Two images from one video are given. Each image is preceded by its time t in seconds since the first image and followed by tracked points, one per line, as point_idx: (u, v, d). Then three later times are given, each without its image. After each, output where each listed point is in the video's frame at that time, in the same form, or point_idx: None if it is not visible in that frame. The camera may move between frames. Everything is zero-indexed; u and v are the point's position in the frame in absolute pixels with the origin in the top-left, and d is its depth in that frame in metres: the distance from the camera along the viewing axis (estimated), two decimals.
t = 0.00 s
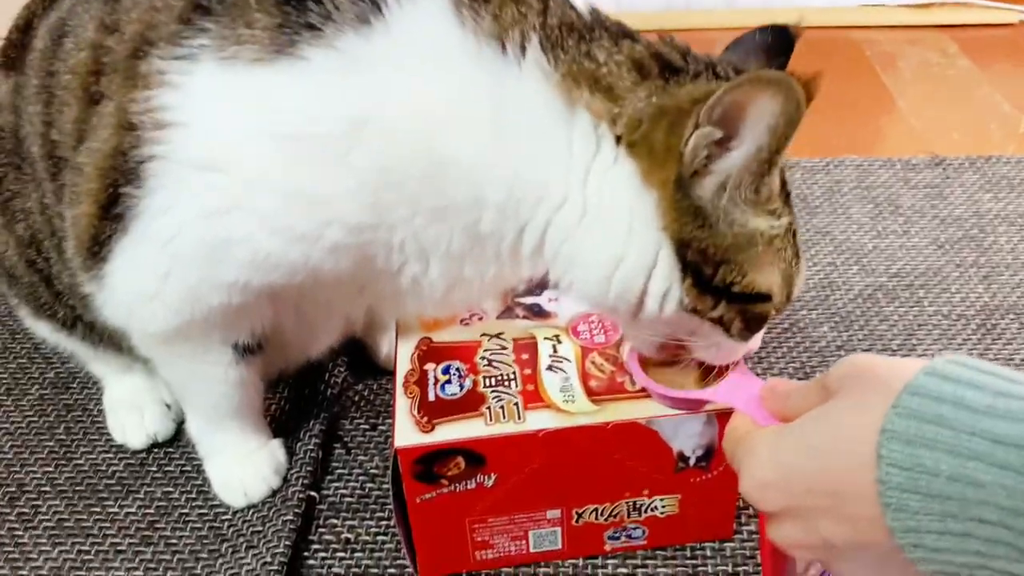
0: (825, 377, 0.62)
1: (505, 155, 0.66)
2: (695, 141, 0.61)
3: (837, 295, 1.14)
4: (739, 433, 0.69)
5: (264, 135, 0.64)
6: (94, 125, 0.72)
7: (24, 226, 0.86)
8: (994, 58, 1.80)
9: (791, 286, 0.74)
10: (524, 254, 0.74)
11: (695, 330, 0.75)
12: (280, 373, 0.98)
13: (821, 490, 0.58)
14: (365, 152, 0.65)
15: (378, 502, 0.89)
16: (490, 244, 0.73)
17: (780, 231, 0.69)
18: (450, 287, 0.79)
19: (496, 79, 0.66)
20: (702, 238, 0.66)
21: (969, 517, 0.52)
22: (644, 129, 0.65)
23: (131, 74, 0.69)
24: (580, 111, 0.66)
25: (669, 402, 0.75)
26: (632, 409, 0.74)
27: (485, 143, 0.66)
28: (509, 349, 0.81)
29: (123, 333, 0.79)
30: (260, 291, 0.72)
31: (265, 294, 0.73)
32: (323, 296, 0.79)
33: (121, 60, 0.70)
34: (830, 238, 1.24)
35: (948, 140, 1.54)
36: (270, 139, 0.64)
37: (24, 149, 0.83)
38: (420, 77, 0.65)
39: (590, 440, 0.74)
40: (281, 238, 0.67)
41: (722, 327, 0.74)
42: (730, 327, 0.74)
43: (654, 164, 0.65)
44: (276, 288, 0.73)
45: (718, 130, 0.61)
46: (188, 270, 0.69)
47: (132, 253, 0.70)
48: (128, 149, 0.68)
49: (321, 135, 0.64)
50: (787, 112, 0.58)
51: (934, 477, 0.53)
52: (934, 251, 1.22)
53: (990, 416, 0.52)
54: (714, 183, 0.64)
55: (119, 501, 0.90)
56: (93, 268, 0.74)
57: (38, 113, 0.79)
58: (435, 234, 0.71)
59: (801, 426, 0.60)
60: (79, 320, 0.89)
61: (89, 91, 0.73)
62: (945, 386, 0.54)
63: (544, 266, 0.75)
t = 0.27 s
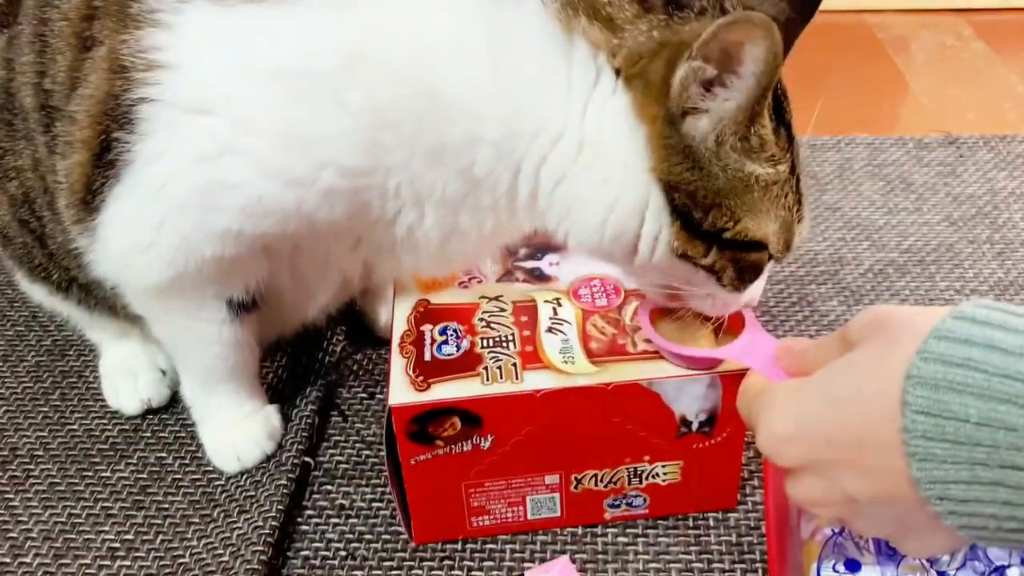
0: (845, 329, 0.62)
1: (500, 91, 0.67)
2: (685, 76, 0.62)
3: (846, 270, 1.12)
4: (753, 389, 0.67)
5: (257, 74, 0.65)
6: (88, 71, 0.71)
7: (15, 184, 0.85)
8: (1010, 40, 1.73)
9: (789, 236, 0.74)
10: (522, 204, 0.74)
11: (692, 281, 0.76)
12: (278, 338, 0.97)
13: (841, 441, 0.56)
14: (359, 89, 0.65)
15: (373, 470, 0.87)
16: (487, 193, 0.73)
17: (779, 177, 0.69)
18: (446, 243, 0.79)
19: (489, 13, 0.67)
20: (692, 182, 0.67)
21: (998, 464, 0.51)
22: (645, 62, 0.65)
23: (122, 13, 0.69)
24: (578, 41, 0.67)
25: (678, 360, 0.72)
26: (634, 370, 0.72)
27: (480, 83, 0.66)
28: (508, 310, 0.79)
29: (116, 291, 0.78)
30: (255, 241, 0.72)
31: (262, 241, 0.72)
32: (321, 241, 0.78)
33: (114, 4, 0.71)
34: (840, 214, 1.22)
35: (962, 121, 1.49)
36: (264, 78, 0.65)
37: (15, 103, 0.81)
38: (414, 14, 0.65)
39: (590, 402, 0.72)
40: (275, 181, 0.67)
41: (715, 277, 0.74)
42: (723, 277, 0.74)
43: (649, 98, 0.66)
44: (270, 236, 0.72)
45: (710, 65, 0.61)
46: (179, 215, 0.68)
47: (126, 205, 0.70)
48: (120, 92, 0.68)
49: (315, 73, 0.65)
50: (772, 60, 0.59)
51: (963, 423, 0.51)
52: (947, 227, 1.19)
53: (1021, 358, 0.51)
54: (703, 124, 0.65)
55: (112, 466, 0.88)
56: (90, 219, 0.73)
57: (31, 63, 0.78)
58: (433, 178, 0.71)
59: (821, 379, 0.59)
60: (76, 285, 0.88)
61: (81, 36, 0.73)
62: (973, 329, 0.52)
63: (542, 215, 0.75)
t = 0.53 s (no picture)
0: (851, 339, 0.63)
1: (506, 95, 0.68)
2: (679, 79, 0.63)
3: (846, 279, 1.13)
4: (763, 394, 0.68)
5: (271, 77, 0.66)
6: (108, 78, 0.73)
7: (32, 190, 0.87)
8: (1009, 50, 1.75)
9: (787, 238, 0.74)
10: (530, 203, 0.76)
11: (690, 283, 0.76)
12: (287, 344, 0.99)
13: (848, 447, 0.57)
14: (369, 91, 0.66)
15: (380, 475, 0.88)
16: (492, 193, 0.75)
17: (771, 180, 0.70)
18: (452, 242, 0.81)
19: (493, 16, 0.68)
20: (690, 182, 0.68)
21: (1001, 474, 0.51)
22: (643, 68, 0.67)
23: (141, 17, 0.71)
24: (579, 52, 0.68)
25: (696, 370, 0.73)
26: (637, 378, 0.73)
27: (487, 86, 0.68)
28: (512, 319, 0.80)
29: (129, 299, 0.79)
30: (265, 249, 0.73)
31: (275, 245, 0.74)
32: (332, 246, 0.79)
33: (132, 14, 0.72)
34: (840, 223, 1.23)
35: (960, 129, 1.51)
36: (277, 82, 0.66)
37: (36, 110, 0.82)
38: (422, 17, 0.67)
39: (593, 409, 0.73)
40: (288, 183, 0.69)
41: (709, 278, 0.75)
42: (718, 278, 0.75)
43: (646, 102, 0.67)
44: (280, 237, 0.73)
45: (703, 69, 0.62)
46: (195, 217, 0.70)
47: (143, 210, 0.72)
48: (139, 98, 0.69)
49: (327, 75, 0.66)
50: (758, 59, 0.60)
51: (964, 433, 0.51)
52: (946, 237, 1.20)
53: None
54: (699, 127, 0.66)
55: (123, 470, 0.90)
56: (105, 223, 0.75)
57: (48, 72, 0.80)
58: (442, 180, 0.73)
59: (828, 387, 0.60)
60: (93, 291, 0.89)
61: (100, 43, 0.74)
62: (976, 340, 0.53)
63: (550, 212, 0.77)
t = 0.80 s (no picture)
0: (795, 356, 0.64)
1: (487, 118, 0.72)
2: (643, 110, 0.67)
3: (821, 296, 1.15)
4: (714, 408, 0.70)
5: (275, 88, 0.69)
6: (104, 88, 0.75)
7: (27, 208, 0.86)
8: (985, 70, 1.78)
9: (753, 262, 0.78)
10: (507, 226, 0.80)
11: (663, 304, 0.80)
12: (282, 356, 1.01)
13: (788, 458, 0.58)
14: (360, 106, 0.70)
15: (360, 492, 0.90)
16: (475, 216, 0.79)
17: (735, 206, 0.74)
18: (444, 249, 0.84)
19: (477, 44, 0.72)
20: (657, 208, 0.71)
21: (928, 486, 0.53)
22: (612, 97, 0.71)
23: (138, 39, 0.73)
24: (553, 81, 0.73)
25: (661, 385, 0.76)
26: (609, 397, 0.75)
27: (471, 106, 0.71)
28: (488, 340, 0.82)
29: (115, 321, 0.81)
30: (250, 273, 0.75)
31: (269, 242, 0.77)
32: (332, 249, 0.82)
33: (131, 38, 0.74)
34: (816, 241, 1.25)
35: (937, 148, 1.53)
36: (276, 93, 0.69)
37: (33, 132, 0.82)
38: (413, 41, 0.71)
39: (565, 427, 0.75)
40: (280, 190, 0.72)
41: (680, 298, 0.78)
42: (690, 298, 0.78)
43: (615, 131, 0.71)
44: (283, 239, 0.77)
45: (665, 101, 0.66)
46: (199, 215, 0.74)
47: (150, 206, 0.75)
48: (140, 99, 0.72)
49: (322, 89, 0.69)
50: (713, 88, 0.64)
51: (894, 446, 0.53)
52: (920, 255, 1.23)
53: (949, 384, 0.53)
54: (664, 154, 0.69)
55: (110, 488, 0.91)
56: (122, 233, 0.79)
57: (48, 90, 0.80)
58: (430, 205, 0.77)
59: (776, 402, 0.61)
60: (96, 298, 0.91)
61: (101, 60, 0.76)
62: (907, 355, 0.54)
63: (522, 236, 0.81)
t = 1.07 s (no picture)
0: (778, 343, 0.68)
1: (475, 141, 0.71)
2: (635, 101, 0.66)
3: (806, 307, 1.16)
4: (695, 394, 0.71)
5: (267, 141, 0.69)
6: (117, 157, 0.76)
7: (24, 242, 0.88)
8: (968, 83, 1.80)
9: (737, 258, 0.77)
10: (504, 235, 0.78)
11: (646, 296, 0.79)
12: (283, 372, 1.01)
13: (768, 451, 0.60)
14: (358, 146, 0.69)
15: (349, 504, 0.91)
16: (476, 233, 0.78)
17: (722, 201, 0.73)
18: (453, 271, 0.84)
19: (461, 70, 0.72)
20: (642, 199, 0.70)
21: (904, 477, 0.54)
22: (597, 91, 0.70)
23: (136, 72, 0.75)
24: (537, 84, 0.72)
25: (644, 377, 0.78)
26: (595, 408, 0.76)
27: (463, 132, 0.71)
28: (474, 352, 0.83)
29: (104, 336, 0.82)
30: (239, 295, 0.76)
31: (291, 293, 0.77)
32: (357, 283, 0.83)
33: (132, 79, 0.75)
34: (801, 253, 1.27)
35: (921, 161, 1.55)
36: (272, 139, 0.69)
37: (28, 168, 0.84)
38: (406, 74, 0.71)
39: (550, 438, 0.75)
40: (298, 242, 0.72)
41: (665, 292, 0.77)
42: (674, 292, 0.77)
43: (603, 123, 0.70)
44: (307, 281, 0.76)
45: (656, 94, 0.65)
46: (225, 274, 0.74)
47: (186, 279, 0.76)
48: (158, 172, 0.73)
49: (320, 133, 0.69)
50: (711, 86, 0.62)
51: (872, 437, 0.54)
52: (903, 265, 1.24)
53: (926, 376, 0.54)
54: (653, 146, 0.68)
55: (98, 501, 0.91)
56: (156, 288, 0.80)
57: (46, 134, 0.81)
58: (432, 230, 0.76)
59: (753, 389, 0.63)
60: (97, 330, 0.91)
61: (101, 85, 0.77)
62: (887, 348, 0.55)
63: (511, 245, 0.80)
